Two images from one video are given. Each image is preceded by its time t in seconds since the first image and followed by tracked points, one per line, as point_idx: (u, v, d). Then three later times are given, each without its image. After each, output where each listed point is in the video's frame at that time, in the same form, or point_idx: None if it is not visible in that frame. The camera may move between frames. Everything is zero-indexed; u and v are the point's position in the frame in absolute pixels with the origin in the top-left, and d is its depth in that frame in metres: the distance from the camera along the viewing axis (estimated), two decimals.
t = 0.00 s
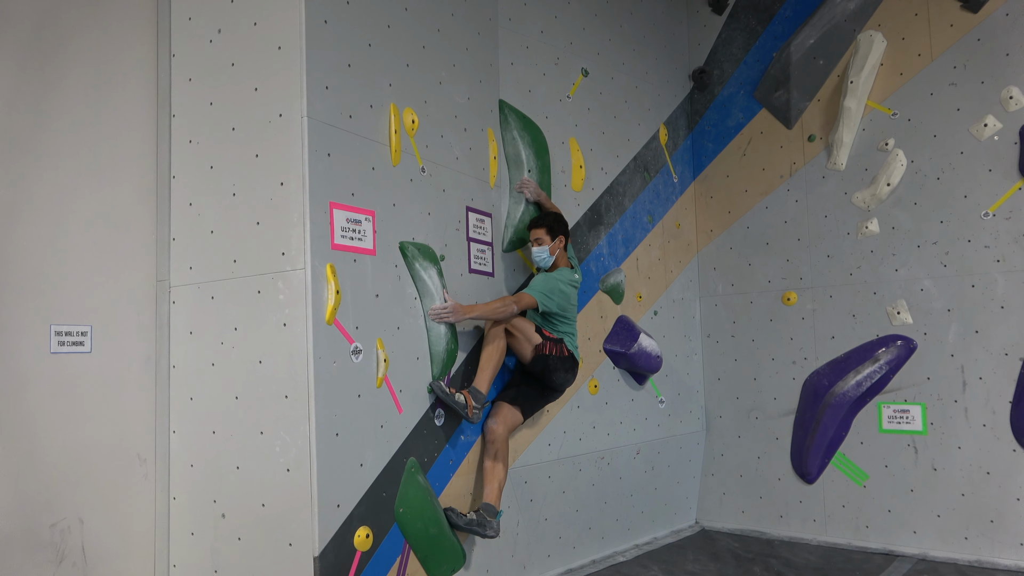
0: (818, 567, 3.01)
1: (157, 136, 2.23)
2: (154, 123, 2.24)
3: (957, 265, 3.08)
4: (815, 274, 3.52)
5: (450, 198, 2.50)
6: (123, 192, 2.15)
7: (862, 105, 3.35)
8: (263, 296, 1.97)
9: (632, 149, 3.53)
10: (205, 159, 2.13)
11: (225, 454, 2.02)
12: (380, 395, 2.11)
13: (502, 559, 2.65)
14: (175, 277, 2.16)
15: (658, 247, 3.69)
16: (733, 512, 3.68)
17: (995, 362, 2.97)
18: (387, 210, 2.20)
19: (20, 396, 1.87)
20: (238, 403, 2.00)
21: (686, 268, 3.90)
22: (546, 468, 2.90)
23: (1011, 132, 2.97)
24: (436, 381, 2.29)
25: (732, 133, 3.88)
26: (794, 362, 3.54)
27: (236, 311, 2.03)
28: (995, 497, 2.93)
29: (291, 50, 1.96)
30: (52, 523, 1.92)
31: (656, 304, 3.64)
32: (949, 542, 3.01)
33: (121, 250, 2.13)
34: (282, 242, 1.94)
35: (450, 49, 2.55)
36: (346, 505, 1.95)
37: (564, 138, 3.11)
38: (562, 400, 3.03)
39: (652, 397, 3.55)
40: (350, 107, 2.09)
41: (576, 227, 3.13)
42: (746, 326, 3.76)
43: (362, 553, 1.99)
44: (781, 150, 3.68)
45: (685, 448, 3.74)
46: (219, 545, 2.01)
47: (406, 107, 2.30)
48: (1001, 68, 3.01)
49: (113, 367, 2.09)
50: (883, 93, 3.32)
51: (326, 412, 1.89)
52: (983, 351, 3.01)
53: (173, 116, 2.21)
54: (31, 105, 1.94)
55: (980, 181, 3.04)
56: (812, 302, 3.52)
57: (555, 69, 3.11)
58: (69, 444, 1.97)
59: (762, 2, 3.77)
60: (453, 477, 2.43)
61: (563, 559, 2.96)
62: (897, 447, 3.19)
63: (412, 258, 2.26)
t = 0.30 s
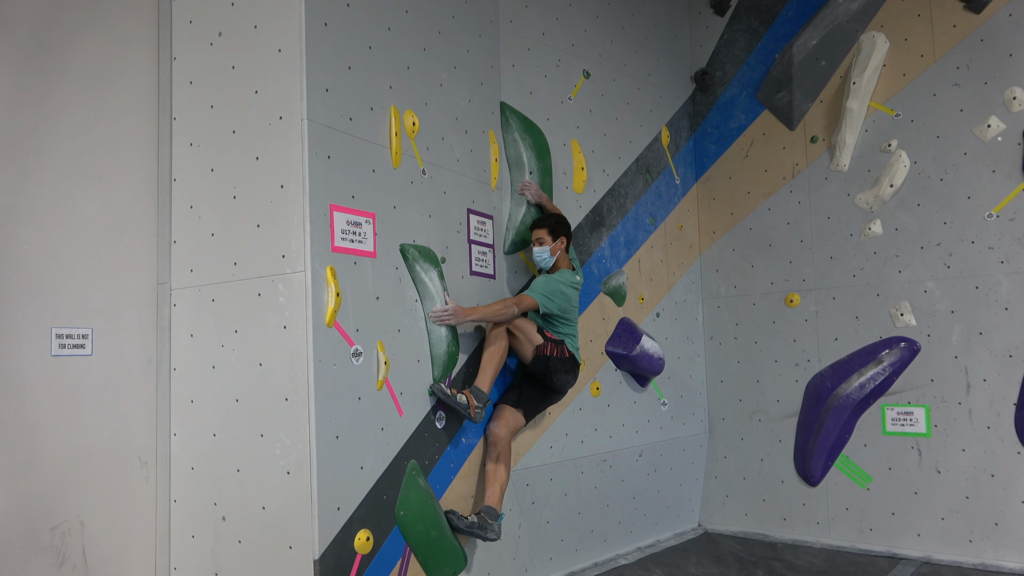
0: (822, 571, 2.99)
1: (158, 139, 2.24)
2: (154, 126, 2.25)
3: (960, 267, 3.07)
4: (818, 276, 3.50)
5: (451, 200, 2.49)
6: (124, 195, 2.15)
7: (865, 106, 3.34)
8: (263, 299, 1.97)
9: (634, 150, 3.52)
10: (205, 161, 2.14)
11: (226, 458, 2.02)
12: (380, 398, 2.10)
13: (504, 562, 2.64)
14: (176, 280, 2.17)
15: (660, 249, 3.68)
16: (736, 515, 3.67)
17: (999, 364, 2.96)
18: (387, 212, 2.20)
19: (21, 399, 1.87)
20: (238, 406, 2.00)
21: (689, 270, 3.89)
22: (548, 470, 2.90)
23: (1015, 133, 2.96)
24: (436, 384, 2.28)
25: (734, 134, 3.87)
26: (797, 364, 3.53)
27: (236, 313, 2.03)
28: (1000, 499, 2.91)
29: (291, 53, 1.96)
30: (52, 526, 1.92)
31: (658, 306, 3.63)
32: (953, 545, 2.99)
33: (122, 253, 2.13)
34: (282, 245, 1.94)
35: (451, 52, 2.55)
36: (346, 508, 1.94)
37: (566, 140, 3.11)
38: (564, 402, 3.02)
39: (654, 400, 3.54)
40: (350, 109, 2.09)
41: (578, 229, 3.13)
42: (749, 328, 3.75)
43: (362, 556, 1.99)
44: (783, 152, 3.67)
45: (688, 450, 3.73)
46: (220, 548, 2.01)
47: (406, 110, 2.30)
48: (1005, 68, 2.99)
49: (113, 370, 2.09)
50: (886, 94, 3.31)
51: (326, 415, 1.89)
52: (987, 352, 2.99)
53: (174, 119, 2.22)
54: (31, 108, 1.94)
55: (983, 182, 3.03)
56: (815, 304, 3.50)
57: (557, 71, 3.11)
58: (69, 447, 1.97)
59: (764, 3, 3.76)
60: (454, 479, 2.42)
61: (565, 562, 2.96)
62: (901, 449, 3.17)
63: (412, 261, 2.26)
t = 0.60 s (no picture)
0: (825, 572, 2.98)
1: (158, 141, 2.24)
2: (154, 128, 2.25)
3: (963, 267, 3.06)
4: (820, 276, 3.50)
5: (451, 201, 2.49)
6: (124, 196, 2.15)
7: (867, 106, 3.33)
8: (263, 301, 1.97)
9: (635, 151, 3.52)
10: (205, 163, 2.14)
11: (226, 460, 2.02)
12: (381, 399, 2.10)
13: (505, 563, 2.64)
14: (176, 282, 2.17)
15: (661, 250, 3.67)
16: (739, 516, 3.66)
17: (1002, 365, 2.95)
18: (388, 213, 2.19)
19: (22, 400, 1.87)
20: (238, 408, 2.00)
21: (690, 270, 3.88)
22: (550, 471, 2.90)
23: (1017, 132, 2.95)
24: (436, 386, 2.29)
25: (736, 135, 3.86)
26: (799, 365, 3.52)
27: (237, 315, 2.03)
28: (1003, 501, 2.90)
29: (291, 54, 1.96)
30: (53, 528, 1.92)
31: (660, 306, 3.62)
32: (956, 546, 2.98)
33: (122, 254, 2.14)
34: (282, 246, 1.94)
35: (451, 53, 2.55)
36: (347, 510, 1.94)
37: (566, 141, 3.11)
38: (566, 403, 3.02)
39: (656, 401, 3.53)
40: (350, 110, 2.09)
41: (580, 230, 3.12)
42: (751, 328, 3.74)
43: (363, 557, 1.98)
44: (785, 152, 3.66)
45: (690, 451, 3.72)
46: (221, 549, 2.01)
47: (406, 111, 2.30)
48: (1007, 68, 2.99)
49: (113, 371, 2.09)
50: (887, 94, 3.30)
51: (326, 416, 1.89)
52: (990, 353, 2.98)
53: (174, 121, 2.22)
54: (32, 109, 1.94)
55: (985, 182, 3.02)
56: (817, 304, 3.49)
57: (557, 72, 3.11)
58: (69, 448, 1.97)
59: (765, 3, 3.76)
60: (455, 481, 2.41)
61: (567, 564, 2.95)
62: (904, 450, 3.16)
63: (412, 262, 2.26)
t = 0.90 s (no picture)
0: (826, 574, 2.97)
1: (159, 142, 2.25)
2: (155, 129, 2.25)
3: (964, 269, 3.06)
4: (821, 278, 3.49)
5: (452, 203, 2.49)
6: (124, 197, 2.16)
7: (868, 108, 3.33)
8: (264, 302, 1.97)
9: (636, 153, 3.52)
10: (206, 164, 2.14)
11: (226, 461, 2.02)
12: (381, 401, 2.09)
13: (505, 565, 2.63)
14: (176, 283, 2.18)
15: (662, 251, 3.67)
16: (740, 518, 3.65)
17: (1003, 367, 2.94)
18: (388, 214, 2.19)
19: (22, 401, 1.87)
20: (238, 409, 2.00)
21: (691, 272, 3.88)
22: (551, 473, 2.89)
23: (1019, 134, 2.95)
24: (437, 386, 2.29)
25: (737, 136, 3.86)
26: (800, 367, 3.52)
27: (237, 316, 2.03)
28: (1004, 503, 2.89)
29: (293, 56, 1.96)
30: (53, 529, 1.92)
31: (660, 308, 3.62)
32: (957, 549, 2.97)
33: (122, 255, 2.14)
34: (282, 247, 1.94)
35: (452, 55, 2.55)
36: (347, 511, 1.93)
37: (568, 143, 3.11)
38: (567, 404, 3.02)
39: (657, 402, 3.53)
40: (351, 112, 2.09)
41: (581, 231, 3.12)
42: (753, 330, 3.73)
43: (363, 559, 1.98)
44: (786, 154, 3.66)
45: (691, 453, 3.71)
46: (221, 551, 2.01)
47: (407, 112, 2.30)
48: (1009, 70, 2.98)
49: (113, 372, 2.09)
50: (889, 96, 3.30)
51: (326, 417, 1.89)
52: (991, 355, 2.97)
53: (175, 122, 2.23)
54: (32, 110, 1.94)
55: (987, 184, 3.02)
56: (818, 306, 3.49)
57: (558, 74, 3.11)
58: (69, 449, 1.97)
59: (767, 5, 3.76)
60: (455, 483, 2.41)
61: (568, 565, 2.95)
62: (905, 452, 3.15)
63: (412, 263, 2.26)
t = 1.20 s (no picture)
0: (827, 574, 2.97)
1: (159, 141, 2.24)
2: (155, 128, 2.25)
3: (966, 268, 3.05)
4: (822, 277, 3.49)
5: (452, 202, 2.49)
6: (124, 196, 2.15)
7: (870, 107, 3.32)
8: (264, 301, 1.97)
9: (637, 152, 3.51)
10: (206, 163, 2.14)
11: (226, 460, 2.02)
12: (381, 400, 2.09)
13: (506, 564, 2.63)
14: (176, 282, 2.18)
15: (663, 250, 3.67)
16: (741, 517, 3.65)
17: (1004, 366, 2.94)
18: (388, 214, 2.19)
19: (22, 400, 1.87)
20: (239, 408, 2.00)
21: (692, 271, 3.88)
22: (551, 472, 2.89)
23: (1021, 133, 2.94)
24: (438, 386, 2.29)
25: (738, 135, 3.86)
26: (801, 367, 3.51)
27: (237, 315, 2.03)
28: (1006, 502, 2.89)
29: (293, 55, 1.96)
30: (54, 528, 1.92)
31: (661, 307, 3.62)
32: (958, 548, 2.97)
33: (122, 255, 2.14)
34: (283, 247, 1.94)
35: (452, 54, 2.55)
36: (347, 510, 1.93)
37: (568, 142, 3.11)
38: (567, 403, 3.02)
39: (657, 402, 3.52)
40: (351, 111, 2.09)
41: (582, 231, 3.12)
42: (753, 330, 3.73)
43: (364, 558, 1.98)
44: (787, 153, 3.66)
45: (692, 453, 3.71)
46: (221, 550, 2.00)
47: (407, 111, 2.30)
48: (1010, 68, 2.97)
49: (114, 372, 2.09)
50: (890, 95, 3.29)
51: (326, 416, 1.89)
52: (993, 354, 2.97)
53: (175, 121, 2.23)
54: (32, 109, 1.94)
55: (989, 183, 3.01)
56: (819, 305, 3.49)
57: (559, 73, 3.10)
58: (69, 448, 1.96)
59: (768, 4, 3.75)
60: (456, 481, 2.41)
61: (568, 564, 2.95)
62: (906, 452, 3.15)
63: (413, 262, 2.26)
